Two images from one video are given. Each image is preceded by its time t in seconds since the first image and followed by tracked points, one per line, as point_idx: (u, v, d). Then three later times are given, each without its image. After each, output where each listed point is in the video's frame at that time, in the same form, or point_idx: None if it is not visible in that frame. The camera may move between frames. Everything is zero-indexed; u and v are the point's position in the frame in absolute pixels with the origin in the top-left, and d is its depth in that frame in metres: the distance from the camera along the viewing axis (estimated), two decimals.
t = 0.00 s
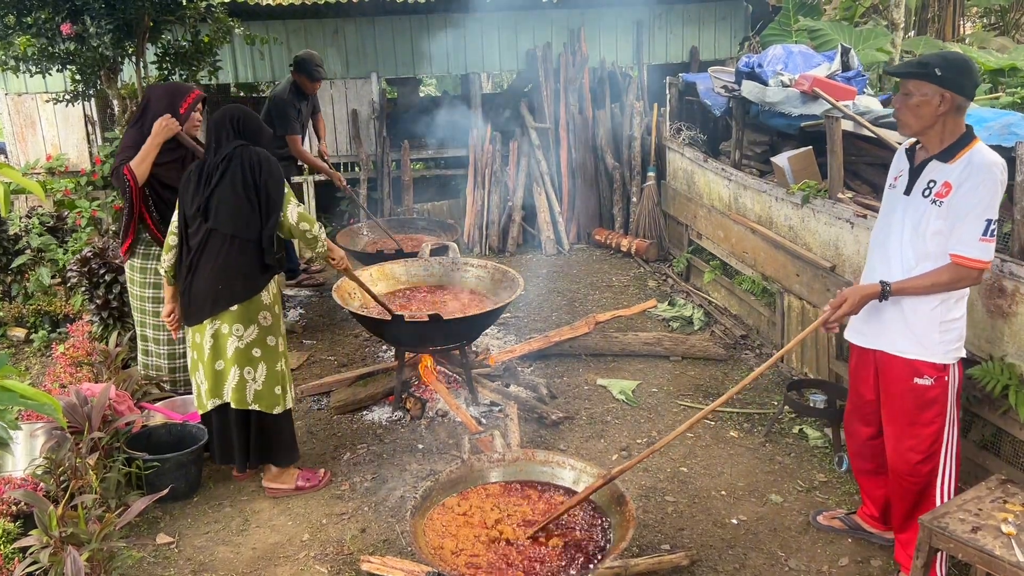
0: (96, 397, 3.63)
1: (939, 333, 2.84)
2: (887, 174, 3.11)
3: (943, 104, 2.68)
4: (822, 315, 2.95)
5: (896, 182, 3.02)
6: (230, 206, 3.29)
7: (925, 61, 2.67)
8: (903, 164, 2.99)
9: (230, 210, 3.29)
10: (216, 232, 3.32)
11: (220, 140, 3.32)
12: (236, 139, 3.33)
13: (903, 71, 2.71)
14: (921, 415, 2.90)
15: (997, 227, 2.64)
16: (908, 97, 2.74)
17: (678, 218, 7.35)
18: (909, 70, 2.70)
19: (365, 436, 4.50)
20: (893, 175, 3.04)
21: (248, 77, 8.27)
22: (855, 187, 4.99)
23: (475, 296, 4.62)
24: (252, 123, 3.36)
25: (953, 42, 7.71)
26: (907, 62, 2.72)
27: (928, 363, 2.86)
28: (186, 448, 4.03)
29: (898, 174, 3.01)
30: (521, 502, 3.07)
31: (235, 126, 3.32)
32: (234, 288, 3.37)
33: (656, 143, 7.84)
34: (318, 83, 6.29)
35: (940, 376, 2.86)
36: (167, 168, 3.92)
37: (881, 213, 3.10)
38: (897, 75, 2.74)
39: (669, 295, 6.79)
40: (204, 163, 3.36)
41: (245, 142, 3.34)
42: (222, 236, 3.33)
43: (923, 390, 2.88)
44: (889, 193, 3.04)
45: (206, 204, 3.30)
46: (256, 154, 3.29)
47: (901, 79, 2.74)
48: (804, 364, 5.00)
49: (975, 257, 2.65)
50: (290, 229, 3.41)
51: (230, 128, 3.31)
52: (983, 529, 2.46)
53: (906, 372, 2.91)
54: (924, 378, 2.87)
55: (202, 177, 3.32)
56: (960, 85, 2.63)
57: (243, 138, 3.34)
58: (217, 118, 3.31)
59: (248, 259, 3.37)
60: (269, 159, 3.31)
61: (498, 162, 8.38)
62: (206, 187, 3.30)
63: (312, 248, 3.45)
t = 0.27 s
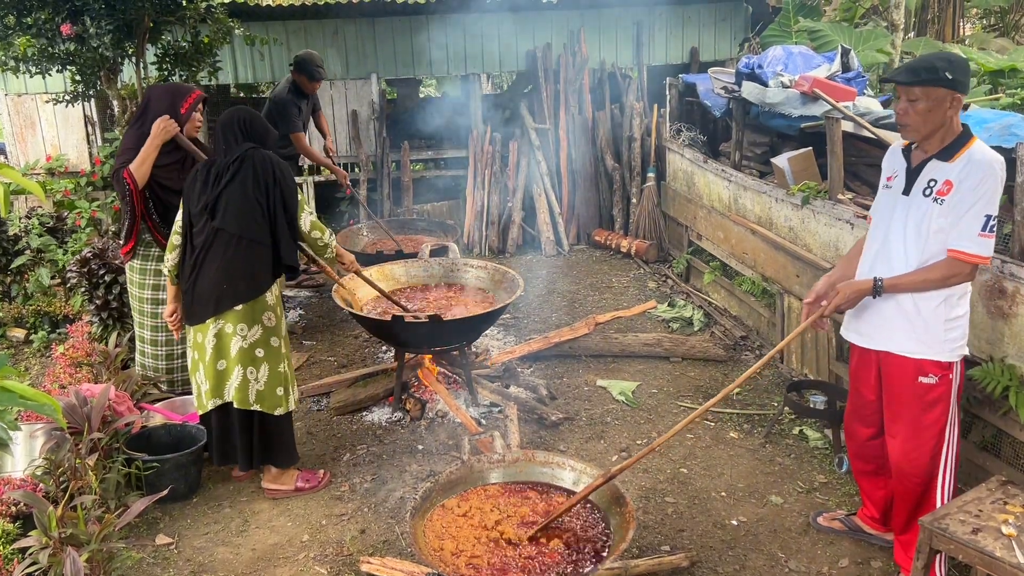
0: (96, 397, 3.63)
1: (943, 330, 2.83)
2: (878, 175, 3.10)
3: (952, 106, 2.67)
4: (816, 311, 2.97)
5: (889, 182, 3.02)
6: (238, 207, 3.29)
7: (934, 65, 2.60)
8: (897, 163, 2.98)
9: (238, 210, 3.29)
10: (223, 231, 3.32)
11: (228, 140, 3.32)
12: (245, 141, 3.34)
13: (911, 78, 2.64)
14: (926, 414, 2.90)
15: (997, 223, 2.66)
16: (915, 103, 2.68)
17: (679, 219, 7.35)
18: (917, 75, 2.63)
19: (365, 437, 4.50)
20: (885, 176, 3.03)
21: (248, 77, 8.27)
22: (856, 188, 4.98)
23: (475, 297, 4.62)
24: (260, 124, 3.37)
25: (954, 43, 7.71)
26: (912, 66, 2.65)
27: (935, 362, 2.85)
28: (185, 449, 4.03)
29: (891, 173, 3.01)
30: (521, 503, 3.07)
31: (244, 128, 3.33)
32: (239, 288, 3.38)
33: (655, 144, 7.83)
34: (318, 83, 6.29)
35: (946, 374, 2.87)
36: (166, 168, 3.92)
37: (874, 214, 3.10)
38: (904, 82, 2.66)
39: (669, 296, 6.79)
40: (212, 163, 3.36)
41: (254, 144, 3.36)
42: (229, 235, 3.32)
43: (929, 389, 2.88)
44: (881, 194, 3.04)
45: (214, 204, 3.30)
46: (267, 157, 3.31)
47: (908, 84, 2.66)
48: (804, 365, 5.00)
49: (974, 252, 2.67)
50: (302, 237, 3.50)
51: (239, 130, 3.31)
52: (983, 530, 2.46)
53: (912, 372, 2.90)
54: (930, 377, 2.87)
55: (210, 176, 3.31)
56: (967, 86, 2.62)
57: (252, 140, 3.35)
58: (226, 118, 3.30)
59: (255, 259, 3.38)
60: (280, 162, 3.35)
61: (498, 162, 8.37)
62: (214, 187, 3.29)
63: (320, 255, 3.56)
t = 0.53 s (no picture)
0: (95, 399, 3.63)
1: (948, 327, 2.82)
2: (862, 177, 3.10)
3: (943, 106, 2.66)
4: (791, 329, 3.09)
5: (877, 183, 3.02)
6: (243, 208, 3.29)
7: (924, 68, 2.59)
8: (885, 164, 2.99)
9: (242, 211, 3.29)
10: (226, 232, 3.31)
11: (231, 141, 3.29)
12: (249, 143, 3.32)
13: (904, 82, 2.62)
14: (930, 411, 2.90)
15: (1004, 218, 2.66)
16: (908, 106, 2.67)
17: (678, 220, 7.34)
18: (909, 79, 2.62)
19: (364, 438, 4.49)
20: (872, 178, 3.04)
21: (247, 78, 8.27)
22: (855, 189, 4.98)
23: (475, 297, 4.61)
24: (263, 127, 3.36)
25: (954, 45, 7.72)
26: (903, 70, 2.63)
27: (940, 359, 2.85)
28: (183, 451, 4.02)
29: (877, 174, 3.01)
30: (520, 504, 3.07)
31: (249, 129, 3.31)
32: (239, 289, 3.38)
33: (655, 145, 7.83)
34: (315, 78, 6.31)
35: (950, 371, 2.87)
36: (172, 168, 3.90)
37: (863, 215, 3.09)
38: (896, 87, 2.64)
39: (669, 297, 6.78)
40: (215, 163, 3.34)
41: (259, 147, 3.35)
42: (231, 237, 3.32)
43: (934, 386, 2.88)
44: (869, 196, 3.04)
45: (218, 204, 3.29)
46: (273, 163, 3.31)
47: (900, 89, 2.64)
48: (804, 367, 5.00)
49: (985, 249, 2.64)
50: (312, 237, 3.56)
51: (243, 132, 3.29)
52: (983, 531, 2.46)
53: (915, 372, 2.89)
54: (934, 374, 2.87)
55: (214, 177, 3.29)
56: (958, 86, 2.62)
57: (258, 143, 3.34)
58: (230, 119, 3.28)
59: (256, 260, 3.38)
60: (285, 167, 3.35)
61: (498, 163, 8.37)
62: (218, 188, 3.28)
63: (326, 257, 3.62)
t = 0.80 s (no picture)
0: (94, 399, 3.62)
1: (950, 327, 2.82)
2: (850, 182, 3.10)
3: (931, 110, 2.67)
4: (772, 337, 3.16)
5: (867, 187, 3.01)
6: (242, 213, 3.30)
7: (910, 73, 2.59)
8: (874, 168, 2.99)
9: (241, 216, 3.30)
10: (225, 236, 3.32)
11: (234, 145, 3.30)
12: (253, 149, 3.33)
13: (892, 89, 2.62)
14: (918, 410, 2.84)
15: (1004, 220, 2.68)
16: (896, 112, 2.66)
17: (678, 221, 7.34)
18: (897, 86, 2.61)
19: (363, 439, 4.49)
20: (860, 182, 3.03)
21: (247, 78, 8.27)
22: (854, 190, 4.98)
23: (473, 298, 4.61)
24: (265, 133, 3.38)
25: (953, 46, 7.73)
26: (890, 77, 2.63)
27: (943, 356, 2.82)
28: (182, 452, 4.02)
29: (867, 179, 3.01)
30: (517, 505, 3.06)
31: (251, 134, 3.32)
32: (230, 294, 3.36)
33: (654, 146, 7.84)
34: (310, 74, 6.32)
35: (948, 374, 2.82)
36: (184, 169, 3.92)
37: (855, 220, 3.08)
38: (884, 94, 2.64)
39: (668, 298, 6.78)
40: (216, 166, 3.34)
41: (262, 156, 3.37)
42: (228, 241, 3.32)
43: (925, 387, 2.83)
44: (858, 200, 3.04)
45: (217, 208, 3.29)
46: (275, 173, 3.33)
47: (888, 96, 2.64)
48: (803, 368, 5.00)
49: (988, 249, 2.64)
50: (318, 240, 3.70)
51: (246, 141, 3.31)
52: (983, 533, 2.45)
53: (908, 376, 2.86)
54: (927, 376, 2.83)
55: (215, 179, 3.29)
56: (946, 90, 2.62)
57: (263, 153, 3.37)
58: (231, 122, 3.28)
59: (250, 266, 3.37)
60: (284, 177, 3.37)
61: (497, 164, 8.37)
62: (217, 191, 3.28)
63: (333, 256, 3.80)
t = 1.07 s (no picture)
0: (92, 400, 3.62)
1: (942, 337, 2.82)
2: (850, 183, 3.09)
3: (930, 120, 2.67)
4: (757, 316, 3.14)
5: (865, 190, 3.01)
6: (231, 216, 3.27)
7: (909, 81, 2.58)
8: (872, 171, 2.99)
9: (230, 220, 3.27)
10: (215, 241, 3.30)
11: (217, 144, 3.25)
12: (235, 145, 3.28)
13: (891, 98, 2.61)
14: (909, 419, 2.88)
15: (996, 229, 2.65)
16: (894, 120, 2.65)
17: (677, 222, 7.34)
18: (895, 95, 2.60)
19: (361, 440, 4.49)
20: (860, 185, 3.03)
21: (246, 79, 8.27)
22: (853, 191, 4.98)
23: (472, 300, 4.61)
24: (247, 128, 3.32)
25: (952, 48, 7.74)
26: (887, 85, 2.62)
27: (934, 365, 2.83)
28: (180, 452, 4.02)
29: (865, 182, 3.00)
30: (516, 506, 3.06)
31: (233, 131, 3.27)
32: (228, 299, 3.36)
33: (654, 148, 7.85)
34: (305, 71, 6.34)
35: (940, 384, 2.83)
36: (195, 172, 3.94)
37: (852, 221, 3.08)
38: (882, 103, 2.63)
39: (667, 299, 6.78)
40: (200, 167, 3.29)
41: (245, 149, 3.31)
42: (220, 246, 3.31)
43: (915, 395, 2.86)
44: (858, 203, 3.03)
45: (206, 213, 3.26)
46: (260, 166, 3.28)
47: (887, 105, 2.64)
48: (802, 369, 5.00)
49: (979, 259, 2.62)
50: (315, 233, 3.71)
51: (230, 135, 3.26)
52: (982, 534, 2.45)
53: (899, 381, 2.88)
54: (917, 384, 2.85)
55: (200, 182, 3.25)
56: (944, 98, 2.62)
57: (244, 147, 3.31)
58: (212, 120, 3.23)
59: (245, 269, 3.37)
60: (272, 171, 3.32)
61: (497, 165, 8.37)
62: (204, 195, 3.25)
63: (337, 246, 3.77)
